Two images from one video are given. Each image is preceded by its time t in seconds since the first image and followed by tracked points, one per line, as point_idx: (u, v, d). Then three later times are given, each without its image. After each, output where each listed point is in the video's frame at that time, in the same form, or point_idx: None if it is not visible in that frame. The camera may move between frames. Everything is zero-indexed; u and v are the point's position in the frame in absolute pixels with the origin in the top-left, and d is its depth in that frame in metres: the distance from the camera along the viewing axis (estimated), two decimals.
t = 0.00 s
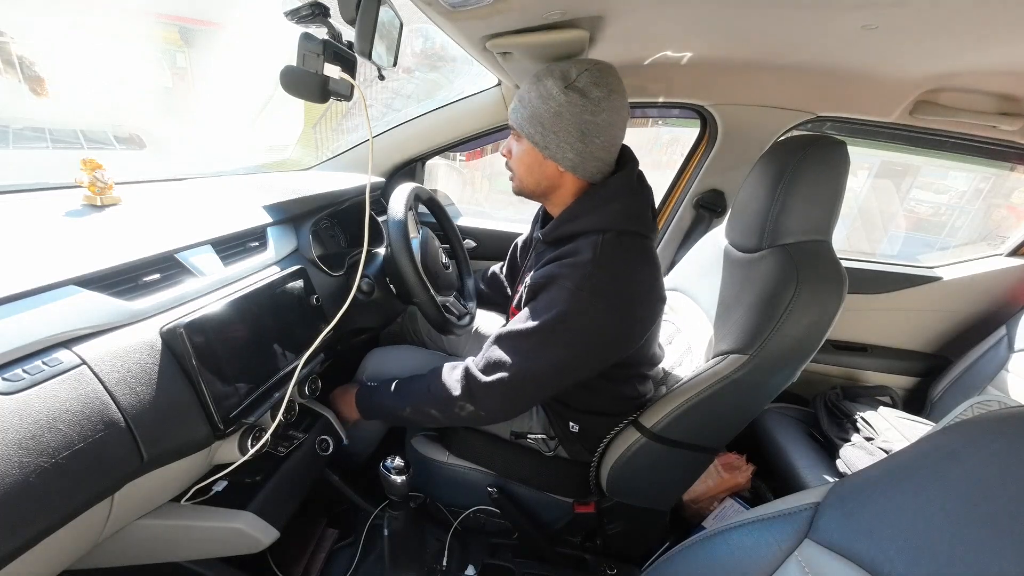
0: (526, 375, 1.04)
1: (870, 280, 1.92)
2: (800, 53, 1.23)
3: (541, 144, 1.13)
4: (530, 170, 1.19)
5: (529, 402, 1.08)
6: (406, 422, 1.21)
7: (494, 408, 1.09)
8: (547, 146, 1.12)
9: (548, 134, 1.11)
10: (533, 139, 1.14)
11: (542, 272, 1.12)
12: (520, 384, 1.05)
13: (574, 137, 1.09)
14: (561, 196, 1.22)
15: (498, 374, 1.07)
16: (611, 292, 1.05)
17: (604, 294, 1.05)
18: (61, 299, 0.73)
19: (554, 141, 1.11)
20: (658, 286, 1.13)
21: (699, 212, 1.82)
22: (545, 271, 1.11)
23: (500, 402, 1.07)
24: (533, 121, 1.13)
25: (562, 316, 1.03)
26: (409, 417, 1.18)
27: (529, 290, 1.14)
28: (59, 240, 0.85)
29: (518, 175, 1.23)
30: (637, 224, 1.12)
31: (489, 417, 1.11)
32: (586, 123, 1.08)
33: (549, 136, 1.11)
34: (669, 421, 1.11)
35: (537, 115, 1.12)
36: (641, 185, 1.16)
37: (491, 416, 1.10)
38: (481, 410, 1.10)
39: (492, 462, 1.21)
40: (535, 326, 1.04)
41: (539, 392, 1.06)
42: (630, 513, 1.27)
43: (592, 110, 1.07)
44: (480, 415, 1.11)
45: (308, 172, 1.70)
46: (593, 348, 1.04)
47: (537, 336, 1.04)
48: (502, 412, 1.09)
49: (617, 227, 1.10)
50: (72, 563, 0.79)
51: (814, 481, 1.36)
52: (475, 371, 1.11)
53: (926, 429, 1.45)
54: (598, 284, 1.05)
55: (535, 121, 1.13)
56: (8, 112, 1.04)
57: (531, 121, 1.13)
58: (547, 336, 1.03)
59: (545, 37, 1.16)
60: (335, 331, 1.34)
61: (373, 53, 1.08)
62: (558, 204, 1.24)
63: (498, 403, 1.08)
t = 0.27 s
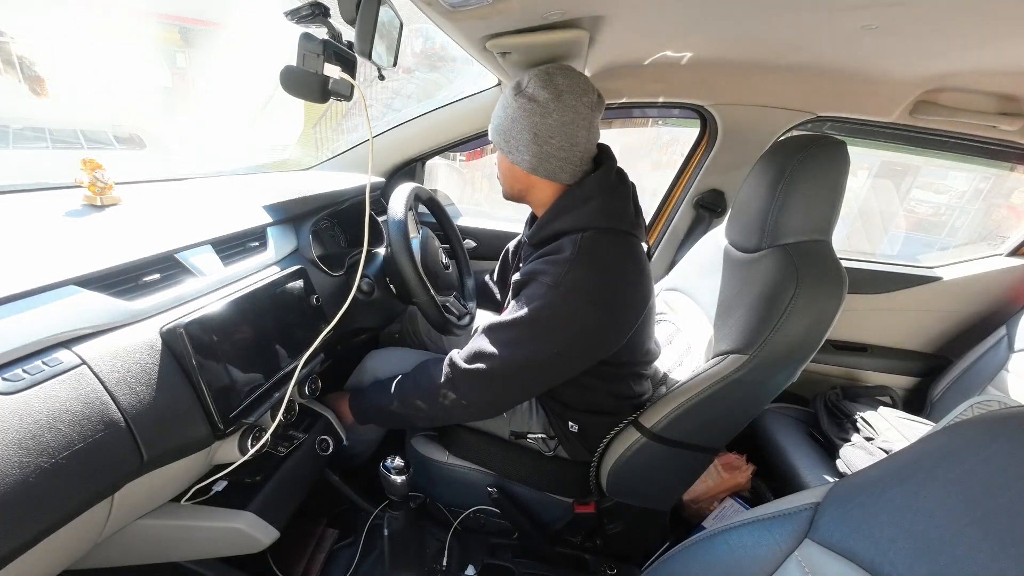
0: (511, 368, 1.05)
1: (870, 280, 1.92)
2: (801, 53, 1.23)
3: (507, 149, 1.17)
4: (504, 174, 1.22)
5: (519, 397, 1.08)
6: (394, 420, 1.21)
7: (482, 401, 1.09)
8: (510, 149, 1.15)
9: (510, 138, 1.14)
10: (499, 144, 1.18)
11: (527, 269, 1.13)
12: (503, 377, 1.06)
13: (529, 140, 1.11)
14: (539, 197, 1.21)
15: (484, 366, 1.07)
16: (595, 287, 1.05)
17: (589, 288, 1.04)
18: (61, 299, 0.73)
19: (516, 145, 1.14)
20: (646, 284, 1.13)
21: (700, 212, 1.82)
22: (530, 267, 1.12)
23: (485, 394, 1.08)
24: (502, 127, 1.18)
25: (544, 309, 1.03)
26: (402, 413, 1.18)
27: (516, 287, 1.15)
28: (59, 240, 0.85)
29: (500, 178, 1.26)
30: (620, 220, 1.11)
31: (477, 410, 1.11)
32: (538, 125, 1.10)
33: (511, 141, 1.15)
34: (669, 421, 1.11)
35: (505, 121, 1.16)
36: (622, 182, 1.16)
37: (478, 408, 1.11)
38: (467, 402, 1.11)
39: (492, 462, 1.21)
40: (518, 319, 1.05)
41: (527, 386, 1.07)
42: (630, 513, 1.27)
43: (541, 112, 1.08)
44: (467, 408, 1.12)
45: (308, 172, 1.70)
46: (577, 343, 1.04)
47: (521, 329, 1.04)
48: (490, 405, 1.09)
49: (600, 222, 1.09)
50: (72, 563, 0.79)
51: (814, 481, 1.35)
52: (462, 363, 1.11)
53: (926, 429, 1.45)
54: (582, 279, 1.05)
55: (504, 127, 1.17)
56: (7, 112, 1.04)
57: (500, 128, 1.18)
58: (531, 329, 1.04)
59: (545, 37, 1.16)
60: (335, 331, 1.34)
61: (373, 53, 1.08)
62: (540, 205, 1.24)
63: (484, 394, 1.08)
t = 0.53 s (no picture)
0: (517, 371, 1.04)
1: (870, 280, 1.92)
2: (801, 53, 1.23)
3: (517, 144, 1.15)
4: (510, 169, 1.21)
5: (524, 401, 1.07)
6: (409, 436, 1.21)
7: (490, 409, 1.09)
8: (522, 145, 1.14)
9: (522, 133, 1.13)
10: (510, 139, 1.17)
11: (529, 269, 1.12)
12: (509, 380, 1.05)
13: (545, 136, 1.10)
14: (544, 196, 1.22)
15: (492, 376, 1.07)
16: (596, 284, 1.05)
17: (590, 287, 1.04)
18: (62, 299, 0.74)
19: (528, 141, 1.13)
20: (647, 283, 1.13)
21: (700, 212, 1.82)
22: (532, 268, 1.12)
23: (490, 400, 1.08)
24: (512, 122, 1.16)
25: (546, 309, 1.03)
26: (415, 428, 1.18)
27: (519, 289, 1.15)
28: (59, 240, 0.85)
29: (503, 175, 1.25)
30: (622, 218, 1.12)
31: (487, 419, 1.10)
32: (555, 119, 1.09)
33: (523, 136, 1.13)
34: (669, 421, 1.11)
35: (515, 117, 1.15)
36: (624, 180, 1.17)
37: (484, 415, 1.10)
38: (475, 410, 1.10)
39: (492, 461, 1.21)
40: (524, 322, 1.04)
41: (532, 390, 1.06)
42: (630, 513, 1.27)
43: (559, 109, 1.08)
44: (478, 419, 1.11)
45: (308, 172, 1.70)
46: (580, 342, 1.04)
47: (523, 330, 1.04)
48: (497, 410, 1.08)
49: (601, 219, 1.09)
50: (71, 563, 0.79)
51: (814, 481, 1.35)
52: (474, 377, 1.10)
53: (926, 429, 1.45)
54: (585, 278, 1.04)
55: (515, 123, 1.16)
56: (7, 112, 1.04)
57: (509, 123, 1.16)
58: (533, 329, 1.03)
59: (545, 37, 1.16)
60: (335, 331, 1.34)
61: (373, 53, 1.08)
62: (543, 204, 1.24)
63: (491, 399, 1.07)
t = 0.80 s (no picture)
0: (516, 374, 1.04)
1: (870, 280, 1.92)
2: (800, 53, 1.23)
3: (522, 143, 1.14)
4: (513, 168, 1.20)
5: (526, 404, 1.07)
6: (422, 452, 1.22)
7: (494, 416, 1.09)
8: (527, 144, 1.13)
9: (528, 132, 1.13)
10: (515, 138, 1.16)
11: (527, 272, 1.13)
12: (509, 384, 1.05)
13: (552, 135, 1.10)
14: (545, 197, 1.22)
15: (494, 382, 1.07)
16: (592, 282, 1.05)
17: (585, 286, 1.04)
18: (61, 299, 0.73)
19: (535, 139, 1.12)
20: (646, 282, 1.13)
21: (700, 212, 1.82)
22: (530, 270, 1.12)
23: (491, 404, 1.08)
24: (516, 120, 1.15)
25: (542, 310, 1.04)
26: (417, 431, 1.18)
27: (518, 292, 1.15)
28: (59, 239, 0.85)
29: (503, 173, 1.24)
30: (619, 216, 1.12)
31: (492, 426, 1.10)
32: (562, 119, 1.09)
33: (529, 135, 1.13)
34: (669, 421, 1.11)
35: (520, 115, 1.14)
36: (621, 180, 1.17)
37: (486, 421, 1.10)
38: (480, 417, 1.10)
39: (492, 461, 1.21)
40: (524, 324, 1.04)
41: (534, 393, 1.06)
42: (630, 513, 1.26)
43: (568, 109, 1.09)
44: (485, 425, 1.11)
45: (308, 173, 1.70)
46: (579, 343, 1.04)
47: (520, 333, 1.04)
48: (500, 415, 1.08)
49: (597, 219, 1.09)
50: (71, 563, 0.79)
51: (814, 481, 1.35)
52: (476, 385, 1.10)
53: (926, 429, 1.45)
54: (582, 278, 1.04)
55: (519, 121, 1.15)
56: (7, 112, 1.04)
57: (513, 121, 1.15)
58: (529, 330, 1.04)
59: (545, 37, 1.16)
60: (335, 331, 1.34)
61: (373, 53, 1.08)
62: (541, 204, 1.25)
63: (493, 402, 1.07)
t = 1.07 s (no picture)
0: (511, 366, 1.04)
1: (870, 279, 1.92)
2: (800, 53, 1.23)
3: (532, 143, 1.14)
4: (521, 169, 1.19)
5: (518, 396, 1.06)
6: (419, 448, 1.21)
7: (488, 406, 1.08)
8: (536, 145, 1.12)
9: (537, 132, 1.12)
10: (524, 138, 1.14)
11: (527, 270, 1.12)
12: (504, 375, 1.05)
13: (562, 136, 1.10)
14: (549, 197, 1.22)
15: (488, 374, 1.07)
16: (590, 282, 1.05)
17: (584, 283, 1.04)
18: (61, 299, 0.73)
19: (545, 139, 1.12)
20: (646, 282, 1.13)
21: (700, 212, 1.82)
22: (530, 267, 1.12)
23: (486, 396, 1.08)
24: (524, 119, 1.14)
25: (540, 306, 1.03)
26: (419, 434, 1.17)
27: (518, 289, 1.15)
28: (59, 240, 0.85)
29: (509, 174, 1.23)
30: (619, 219, 1.11)
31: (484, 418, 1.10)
32: (573, 120, 1.09)
33: (539, 135, 1.12)
34: (669, 421, 1.11)
35: (527, 114, 1.13)
36: (624, 183, 1.16)
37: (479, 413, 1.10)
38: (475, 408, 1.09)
39: (493, 461, 1.21)
40: (520, 319, 1.04)
41: (526, 386, 1.05)
42: (630, 513, 1.26)
43: (578, 110, 1.09)
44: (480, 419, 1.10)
45: (307, 173, 1.70)
46: (575, 341, 1.04)
47: (517, 326, 1.04)
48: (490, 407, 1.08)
49: (598, 220, 1.09)
50: (71, 563, 0.79)
51: (814, 481, 1.35)
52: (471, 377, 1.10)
53: (926, 429, 1.45)
54: (581, 278, 1.04)
55: (527, 120, 1.14)
56: (7, 112, 1.04)
57: (521, 120, 1.14)
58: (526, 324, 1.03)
59: (545, 37, 1.16)
60: (334, 331, 1.34)
61: (373, 53, 1.08)
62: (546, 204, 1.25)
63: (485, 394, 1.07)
